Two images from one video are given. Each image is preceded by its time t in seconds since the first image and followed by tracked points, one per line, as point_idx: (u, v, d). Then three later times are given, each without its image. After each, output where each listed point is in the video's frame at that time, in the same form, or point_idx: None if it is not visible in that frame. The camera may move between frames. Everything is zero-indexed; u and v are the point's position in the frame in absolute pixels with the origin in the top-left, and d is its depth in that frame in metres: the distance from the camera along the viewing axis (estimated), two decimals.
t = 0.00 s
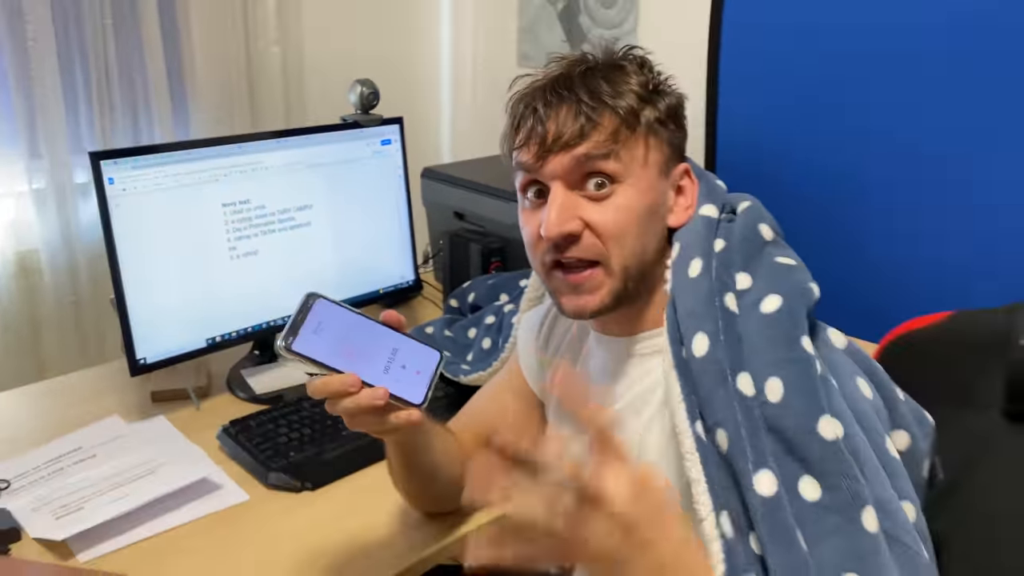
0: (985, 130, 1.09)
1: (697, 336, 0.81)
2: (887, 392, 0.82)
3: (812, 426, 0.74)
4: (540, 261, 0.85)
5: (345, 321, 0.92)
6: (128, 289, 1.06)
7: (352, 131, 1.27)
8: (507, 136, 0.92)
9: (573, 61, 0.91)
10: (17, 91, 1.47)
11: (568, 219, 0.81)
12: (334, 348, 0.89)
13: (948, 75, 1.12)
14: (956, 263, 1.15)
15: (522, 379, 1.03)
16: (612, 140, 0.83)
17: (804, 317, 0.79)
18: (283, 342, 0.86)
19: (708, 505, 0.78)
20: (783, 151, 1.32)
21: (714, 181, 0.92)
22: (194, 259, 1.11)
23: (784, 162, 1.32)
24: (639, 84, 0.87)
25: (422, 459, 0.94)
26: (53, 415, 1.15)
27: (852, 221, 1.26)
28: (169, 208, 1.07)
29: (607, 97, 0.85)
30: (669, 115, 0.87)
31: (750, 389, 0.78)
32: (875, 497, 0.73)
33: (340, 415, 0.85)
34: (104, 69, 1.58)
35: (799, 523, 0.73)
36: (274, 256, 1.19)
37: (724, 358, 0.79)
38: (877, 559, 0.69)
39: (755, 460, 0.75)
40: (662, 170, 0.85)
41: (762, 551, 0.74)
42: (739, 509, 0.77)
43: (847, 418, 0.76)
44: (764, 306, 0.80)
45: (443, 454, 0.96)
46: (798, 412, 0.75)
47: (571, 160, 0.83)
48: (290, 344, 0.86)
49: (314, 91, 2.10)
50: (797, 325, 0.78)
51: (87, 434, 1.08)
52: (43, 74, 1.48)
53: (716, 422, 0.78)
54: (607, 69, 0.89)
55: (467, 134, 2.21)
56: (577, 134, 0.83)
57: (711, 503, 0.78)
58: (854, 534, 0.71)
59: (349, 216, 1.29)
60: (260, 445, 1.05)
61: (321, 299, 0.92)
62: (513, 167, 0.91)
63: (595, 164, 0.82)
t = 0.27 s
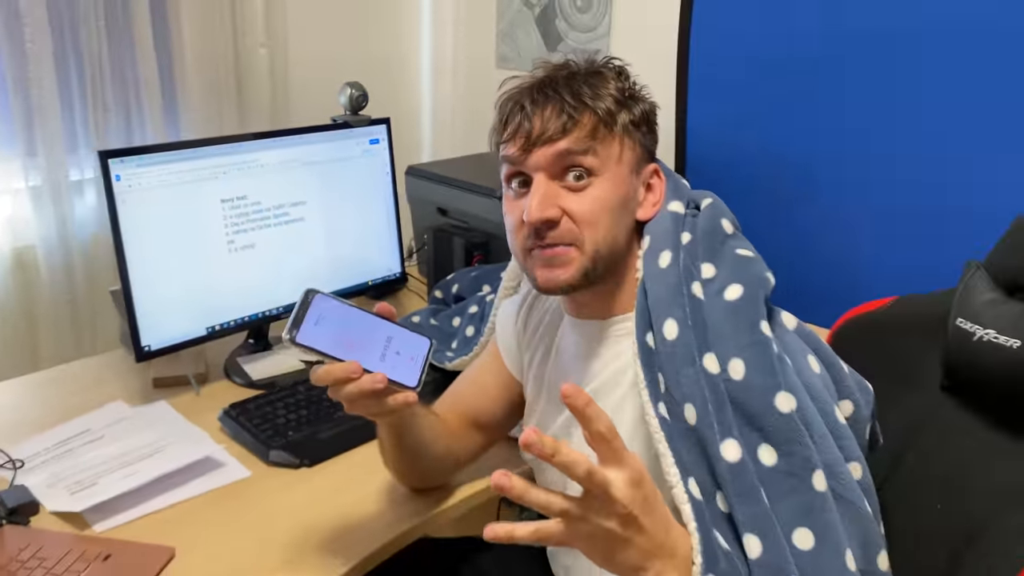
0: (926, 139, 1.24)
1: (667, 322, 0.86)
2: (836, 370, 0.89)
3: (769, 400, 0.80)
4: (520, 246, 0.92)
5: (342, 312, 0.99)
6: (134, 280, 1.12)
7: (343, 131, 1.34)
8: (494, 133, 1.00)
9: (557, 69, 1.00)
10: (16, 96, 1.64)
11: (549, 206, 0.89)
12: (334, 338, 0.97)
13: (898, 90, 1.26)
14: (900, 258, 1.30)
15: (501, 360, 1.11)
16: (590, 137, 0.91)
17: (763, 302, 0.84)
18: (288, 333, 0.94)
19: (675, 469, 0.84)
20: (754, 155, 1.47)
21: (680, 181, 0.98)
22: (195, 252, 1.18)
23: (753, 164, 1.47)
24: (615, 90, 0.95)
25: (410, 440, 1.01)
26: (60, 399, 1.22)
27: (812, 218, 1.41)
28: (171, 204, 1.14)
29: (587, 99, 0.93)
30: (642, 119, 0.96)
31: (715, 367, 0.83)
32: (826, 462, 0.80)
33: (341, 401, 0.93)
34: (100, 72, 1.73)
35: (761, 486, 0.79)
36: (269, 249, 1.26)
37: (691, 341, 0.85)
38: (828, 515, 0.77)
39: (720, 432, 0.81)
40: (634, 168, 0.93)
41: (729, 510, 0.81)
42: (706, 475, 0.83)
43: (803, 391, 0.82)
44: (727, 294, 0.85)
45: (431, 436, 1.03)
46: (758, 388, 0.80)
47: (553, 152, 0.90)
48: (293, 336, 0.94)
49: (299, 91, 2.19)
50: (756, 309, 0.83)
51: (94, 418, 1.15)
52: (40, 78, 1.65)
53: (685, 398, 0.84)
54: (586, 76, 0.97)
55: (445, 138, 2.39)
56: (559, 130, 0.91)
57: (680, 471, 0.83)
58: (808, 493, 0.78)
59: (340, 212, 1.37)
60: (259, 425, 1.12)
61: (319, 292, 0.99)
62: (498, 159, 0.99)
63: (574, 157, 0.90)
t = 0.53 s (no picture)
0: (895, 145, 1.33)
1: (644, 312, 0.90)
2: (806, 354, 0.92)
3: (739, 385, 0.84)
4: (506, 243, 0.97)
5: (340, 305, 1.03)
6: (135, 273, 1.16)
7: (337, 129, 1.39)
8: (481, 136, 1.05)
9: (541, 73, 1.04)
10: (14, 95, 1.71)
11: (533, 205, 0.93)
12: (331, 329, 1.01)
13: (869, 99, 1.35)
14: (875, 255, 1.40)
15: (491, 349, 1.16)
16: (571, 138, 0.96)
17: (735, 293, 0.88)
18: (289, 323, 0.98)
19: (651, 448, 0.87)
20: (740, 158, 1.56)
21: (659, 177, 1.02)
22: (194, 246, 1.21)
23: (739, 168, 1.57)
24: (597, 92, 1.00)
25: (403, 425, 1.04)
26: (63, 389, 1.25)
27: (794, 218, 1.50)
28: (172, 200, 1.18)
29: (567, 103, 0.98)
30: (622, 120, 1.01)
31: (689, 354, 0.87)
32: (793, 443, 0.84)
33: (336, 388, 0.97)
34: (97, 72, 1.81)
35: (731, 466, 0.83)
36: (266, 244, 1.30)
37: (668, 329, 0.88)
38: (794, 492, 0.82)
39: (692, 415, 0.85)
40: (614, 167, 0.98)
41: (700, 489, 0.84)
42: (679, 455, 0.86)
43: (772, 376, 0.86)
44: (701, 285, 0.89)
45: (424, 422, 1.07)
46: (730, 373, 0.84)
47: (536, 153, 0.95)
48: (293, 327, 0.98)
49: (293, 92, 2.25)
50: (729, 298, 0.87)
51: (98, 407, 1.18)
52: (39, 78, 1.72)
53: (660, 383, 0.88)
54: (569, 80, 1.02)
55: (435, 137, 2.47)
56: (541, 133, 0.96)
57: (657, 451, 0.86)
58: (774, 472, 0.83)
59: (334, 208, 1.41)
60: (257, 413, 1.16)
61: (318, 286, 1.03)
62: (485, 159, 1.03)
63: (555, 158, 0.95)
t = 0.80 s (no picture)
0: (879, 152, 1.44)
1: (629, 311, 0.91)
2: (788, 351, 0.94)
3: (721, 381, 0.86)
4: (492, 244, 0.99)
5: (331, 306, 1.05)
6: (133, 275, 1.18)
7: (332, 133, 1.41)
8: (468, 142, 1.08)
9: (528, 79, 1.07)
10: (13, 101, 1.74)
11: (518, 206, 0.96)
12: (324, 330, 1.02)
13: (840, 108, 1.48)
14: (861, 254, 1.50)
15: (482, 347, 1.18)
16: (555, 140, 0.98)
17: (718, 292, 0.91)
18: (282, 325, 0.99)
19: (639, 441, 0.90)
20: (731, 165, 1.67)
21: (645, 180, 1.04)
22: (191, 248, 1.23)
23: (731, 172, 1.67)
24: (582, 97, 1.02)
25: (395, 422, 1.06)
26: (62, 390, 1.27)
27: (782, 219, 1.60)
28: (169, 203, 1.20)
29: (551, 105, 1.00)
30: (605, 123, 1.03)
31: (673, 351, 0.88)
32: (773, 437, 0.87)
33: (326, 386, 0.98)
34: (95, 77, 1.84)
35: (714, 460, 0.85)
36: (262, 246, 1.33)
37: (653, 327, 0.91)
38: (776, 484, 0.84)
39: (675, 410, 0.87)
40: (597, 169, 1.00)
41: (683, 481, 0.86)
42: (664, 450, 0.88)
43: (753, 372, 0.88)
44: (684, 284, 0.91)
45: (417, 419, 1.09)
46: (713, 370, 0.86)
47: (521, 156, 0.97)
48: (287, 328, 0.99)
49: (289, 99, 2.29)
50: (711, 297, 0.90)
51: (96, 407, 1.20)
52: (38, 84, 1.75)
53: (645, 380, 0.89)
54: (552, 85, 1.05)
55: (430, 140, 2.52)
56: (526, 136, 0.98)
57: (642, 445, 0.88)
58: (756, 465, 0.85)
59: (329, 210, 1.43)
60: (253, 412, 1.18)
61: (309, 288, 1.05)
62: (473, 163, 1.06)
63: (539, 160, 0.97)
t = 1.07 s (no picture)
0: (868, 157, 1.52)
1: (608, 313, 0.91)
2: (776, 348, 0.97)
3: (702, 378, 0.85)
4: (484, 250, 1.01)
5: (325, 312, 1.06)
6: (134, 282, 1.19)
7: (330, 142, 1.43)
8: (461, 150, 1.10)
9: (518, 89, 1.09)
10: (15, 112, 1.76)
11: (509, 214, 0.98)
12: (318, 336, 1.04)
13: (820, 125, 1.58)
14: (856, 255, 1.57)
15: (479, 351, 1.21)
16: (545, 149, 1.00)
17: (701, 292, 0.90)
18: (277, 331, 1.00)
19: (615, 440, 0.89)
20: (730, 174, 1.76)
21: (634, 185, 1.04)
22: (191, 256, 1.25)
23: (731, 181, 1.76)
24: (571, 106, 1.04)
25: (390, 424, 1.07)
26: (64, 396, 1.29)
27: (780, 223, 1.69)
28: (169, 211, 1.22)
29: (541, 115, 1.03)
30: (594, 131, 1.05)
31: (648, 352, 0.88)
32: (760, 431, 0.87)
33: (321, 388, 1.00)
34: (96, 88, 1.86)
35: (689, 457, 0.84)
36: (261, 253, 1.34)
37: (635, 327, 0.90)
38: (761, 479, 0.83)
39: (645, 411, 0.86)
40: (587, 176, 1.02)
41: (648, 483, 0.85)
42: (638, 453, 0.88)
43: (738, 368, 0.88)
44: (667, 284, 0.91)
45: (411, 421, 1.10)
46: (694, 366, 0.86)
47: (511, 165, 0.99)
48: (282, 333, 1.00)
49: (288, 109, 2.32)
50: (695, 296, 0.90)
51: (98, 413, 1.22)
52: (41, 94, 1.77)
53: (620, 381, 0.89)
54: (543, 95, 1.07)
55: (428, 146, 2.62)
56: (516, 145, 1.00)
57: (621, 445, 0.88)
58: (738, 461, 0.84)
59: (328, 217, 1.45)
60: (252, 417, 1.20)
61: (302, 295, 1.06)
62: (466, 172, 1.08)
63: (530, 169, 0.99)
